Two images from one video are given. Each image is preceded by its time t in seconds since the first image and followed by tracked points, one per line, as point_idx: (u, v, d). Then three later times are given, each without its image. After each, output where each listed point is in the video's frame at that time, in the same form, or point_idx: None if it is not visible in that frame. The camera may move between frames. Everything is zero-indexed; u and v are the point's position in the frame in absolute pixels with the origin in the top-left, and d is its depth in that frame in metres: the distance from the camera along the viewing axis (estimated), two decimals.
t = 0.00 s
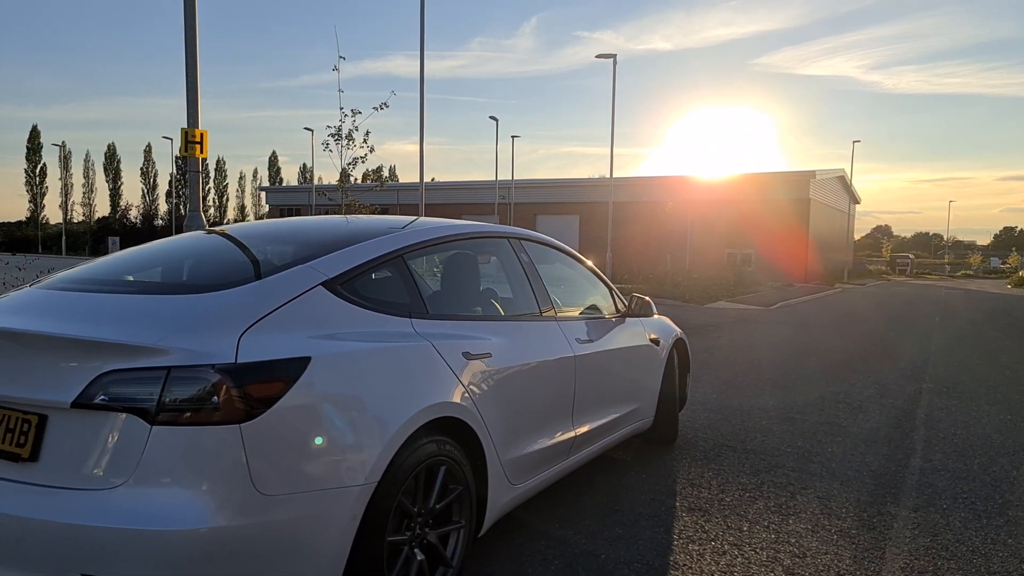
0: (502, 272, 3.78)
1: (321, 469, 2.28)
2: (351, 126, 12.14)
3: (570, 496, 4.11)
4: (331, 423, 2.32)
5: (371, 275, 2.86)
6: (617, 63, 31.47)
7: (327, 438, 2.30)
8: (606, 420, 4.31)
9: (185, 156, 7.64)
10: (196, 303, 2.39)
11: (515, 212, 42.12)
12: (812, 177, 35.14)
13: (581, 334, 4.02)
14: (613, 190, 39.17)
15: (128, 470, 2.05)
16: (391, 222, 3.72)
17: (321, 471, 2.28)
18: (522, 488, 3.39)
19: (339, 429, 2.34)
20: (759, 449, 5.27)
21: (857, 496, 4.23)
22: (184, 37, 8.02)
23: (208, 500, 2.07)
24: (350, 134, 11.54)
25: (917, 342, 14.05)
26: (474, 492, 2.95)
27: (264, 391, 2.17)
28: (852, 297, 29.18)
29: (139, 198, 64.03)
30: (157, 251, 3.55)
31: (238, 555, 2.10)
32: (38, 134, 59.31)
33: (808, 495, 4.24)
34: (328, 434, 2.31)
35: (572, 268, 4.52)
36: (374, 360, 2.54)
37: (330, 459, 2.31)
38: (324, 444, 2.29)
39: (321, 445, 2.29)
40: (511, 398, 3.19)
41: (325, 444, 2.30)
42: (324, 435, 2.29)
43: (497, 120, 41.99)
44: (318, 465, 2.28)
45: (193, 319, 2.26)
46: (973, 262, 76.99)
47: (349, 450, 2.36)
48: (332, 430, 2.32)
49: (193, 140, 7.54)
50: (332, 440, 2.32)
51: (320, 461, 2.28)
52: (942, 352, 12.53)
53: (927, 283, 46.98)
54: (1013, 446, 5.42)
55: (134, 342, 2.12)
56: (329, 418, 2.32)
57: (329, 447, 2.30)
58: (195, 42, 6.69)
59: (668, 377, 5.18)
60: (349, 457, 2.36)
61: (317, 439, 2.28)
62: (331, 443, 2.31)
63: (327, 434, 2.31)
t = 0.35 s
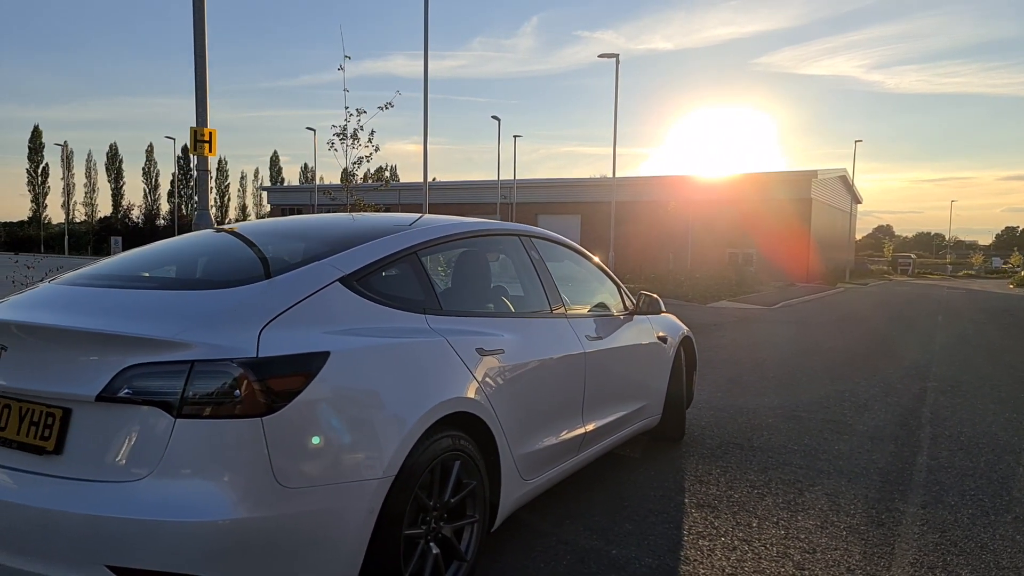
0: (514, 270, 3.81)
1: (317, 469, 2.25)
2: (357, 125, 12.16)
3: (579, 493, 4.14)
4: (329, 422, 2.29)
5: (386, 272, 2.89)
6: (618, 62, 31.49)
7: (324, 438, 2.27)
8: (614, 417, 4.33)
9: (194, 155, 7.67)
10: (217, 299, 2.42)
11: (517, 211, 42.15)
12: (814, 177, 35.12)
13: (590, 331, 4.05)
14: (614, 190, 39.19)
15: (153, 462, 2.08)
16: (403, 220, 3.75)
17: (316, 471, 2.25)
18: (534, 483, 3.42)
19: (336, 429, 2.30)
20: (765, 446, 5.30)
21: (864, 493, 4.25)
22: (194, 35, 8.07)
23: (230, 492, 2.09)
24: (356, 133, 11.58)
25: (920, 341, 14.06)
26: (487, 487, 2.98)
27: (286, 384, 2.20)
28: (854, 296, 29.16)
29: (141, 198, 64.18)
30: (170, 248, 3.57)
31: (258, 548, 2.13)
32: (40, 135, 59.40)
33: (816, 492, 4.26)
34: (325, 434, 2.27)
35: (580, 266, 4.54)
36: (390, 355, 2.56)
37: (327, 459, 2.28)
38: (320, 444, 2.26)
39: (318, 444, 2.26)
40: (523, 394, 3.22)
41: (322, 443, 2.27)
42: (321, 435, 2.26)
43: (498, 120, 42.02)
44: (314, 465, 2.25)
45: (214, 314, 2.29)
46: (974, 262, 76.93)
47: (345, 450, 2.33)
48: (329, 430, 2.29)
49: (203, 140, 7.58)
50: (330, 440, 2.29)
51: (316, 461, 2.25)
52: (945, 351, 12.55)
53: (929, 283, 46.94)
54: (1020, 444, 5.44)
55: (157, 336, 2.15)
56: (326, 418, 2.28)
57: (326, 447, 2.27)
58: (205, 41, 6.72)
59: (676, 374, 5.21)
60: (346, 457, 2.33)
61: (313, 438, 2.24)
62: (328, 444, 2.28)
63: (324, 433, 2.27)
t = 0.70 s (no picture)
0: (525, 268, 3.82)
1: (317, 469, 2.22)
2: (361, 125, 12.17)
3: (590, 491, 4.16)
4: (329, 422, 2.26)
5: (401, 272, 2.91)
6: (620, 60, 31.47)
7: (324, 438, 2.24)
8: (624, 416, 4.35)
9: (202, 155, 7.69)
10: (237, 297, 2.44)
11: (518, 211, 42.16)
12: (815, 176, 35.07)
13: (600, 330, 4.07)
14: (616, 189, 39.21)
15: (176, 458, 2.10)
16: (414, 219, 3.76)
17: (316, 472, 2.22)
18: (546, 481, 3.44)
19: (336, 429, 2.28)
20: (773, 445, 5.31)
21: (873, 492, 4.27)
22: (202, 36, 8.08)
23: (252, 488, 2.11)
24: (360, 133, 11.60)
25: (923, 341, 14.05)
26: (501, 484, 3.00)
27: (307, 381, 2.22)
28: (856, 296, 29.14)
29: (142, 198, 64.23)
30: (184, 248, 3.60)
31: (280, 543, 2.15)
32: (41, 135, 59.43)
33: (824, 490, 4.27)
34: (325, 434, 2.24)
35: (590, 264, 4.55)
36: (407, 353, 2.58)
37: (327, 460, 2.25)
38: (320, 444, 2.23)
39: (318, 444, 2.23)
40: (536, 392, 3.24)
41: (322, 443, 2.24)
42: (321, 435, 2.23)
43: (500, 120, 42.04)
44: (314, 465, 2.22)
45: (235, 312, 2.31)
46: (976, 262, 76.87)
47: (346, 450, 2.30)
48: (329, 430, 2.26)
49: (210, 140, 7.60)
50: (330, 440, 2.26)
51: (317, 461, 2.22)
52: (948, 350, 12.55)
53: (930, 283, 46.92)
54: None
55: (181, 334, 2.17)
56: (326, 418, 2.25)
57: (325, 447, 2.24)
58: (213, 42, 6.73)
59: (684, 373, 5.23)
60: (346, 457, 2.30)
61: (313, 438, 2.22)
62: (327, 443, 2.25)
63: (324, 433, 2.24)
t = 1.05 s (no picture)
0: (538, 268, 3.86)
1: (317, 473, 2.20)
2: (366, 125, 12.21)
3: (600, 489, 4.20)
4: (329, 426, 2.23)
5: (419, 272, 2.95)
6: (622, 59, 31.53)
7: (324, 441, 2.22)
8: (634, 414, 4.39)
9: (212, 155, 7.74)
10: (262, 297, 2.49)
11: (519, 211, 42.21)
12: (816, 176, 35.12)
13: (611, 330, 4.11)
14: (617, 189, 39.27)
15: (205, 454, 2.14)
16: (428, 219, 3.80)
17: (316, 476, 2.20)
18: (560, 479, 3.49)
19: (336, 432, 2.25)
20: (780, 444, 5.35)
21: (882, 490, 4.30)
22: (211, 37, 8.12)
23: (280, 484, 2.15)
24: (365, 133, 11.64)
25: (925, 340, 14.10)
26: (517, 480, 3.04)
27: (332, 379, 2.27)
28: (857, 296, 29.16)
29: (143, 197, 64.30)
30: (202, 248, 3.64)
31: (305, 539, 2.19)
32: (42, 134, 59.49)
33: (832, 488, 4.31)
34: (325, 437, 2.22)
35: (600, 264, 4.59)
36: (427, 352, 2.62)
37: (327, 464, 2.23)
38: (320, 448, 2.21)
39: (318, 447, 2.21)
40: (551, 391, 3.28)
41: (321, 447, 2.21)
42: (321, 439, 2.21)
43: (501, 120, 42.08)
44: (314, 469, 2.20)
45: (260, 311, 2.35)
46: (976, 261, 76.86)
47: (346, 454, 2.27)
48: (329, 434, 2.23)
49: (220, 140, 7.64)
50: (330, 443, 2.23)
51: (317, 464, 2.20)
52: (951, 350, 12.59)
53: (931, 282, 46.94)
54: None
55: (209, 333, 2.21)
56: (326, 422, 2.23)
57: (326, 450, 2.22)
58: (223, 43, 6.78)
59: (692, 372, 5.27)
60: (347, 461, 2.27)
61: (313, 442, 2.19)
62: (327, 448, 2.23)
63: (324, 437, 2.22)
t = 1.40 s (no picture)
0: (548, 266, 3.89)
1: (317, 476, 2.20)
2: (370, 124, 12.24)
3: (608, 485, 4.23)
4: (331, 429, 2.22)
5: (432, 269, 2.98)
6: (623, 57, 31.53)
7: (324, 444, 2.20)
8: (641, 412, 4.42)
9: (219, 154, 7.76)
10: (280, 293, 2.51)
11: (520, 209, 42.25)
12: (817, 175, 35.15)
13: (619, 327, 4.13)
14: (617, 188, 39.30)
15: (225, 448, 2.16)
16: (439, 217, 3.83)
17: (315, 479, 2.19)
18: (570, 475, 3.52)
19: (337, 436, 2.23)
20: (786, 441, 5.38)
21: (888, 486, 4.33)
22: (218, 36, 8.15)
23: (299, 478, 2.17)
24: (369, 131, 11.67)
25: (926, 339, 14.14)
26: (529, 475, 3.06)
27: (352, 376, 2.30)
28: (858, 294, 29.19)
29: (144, 196, 64.34)
30: (215, 246, 3.66)
31: (324, 535, 2.21)
32: (42, 133, 59.49)
33: (839, 485, 4.33)
34: (325, 441, 2.21)
35: (608, 262, 4.62)
36: (442, 348, 2.65)
37: (327, 468, 2.21)
38: (320, 451, 2.20)
39: (318, 451, 2.20)
40: (562, 388, 3.31)
41: (322, 451, 2.20)
42: (322, 442, 2.20)
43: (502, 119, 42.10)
44: (313, 472, 2.19)
45: (279, 308, 2.38)
46: (977, 260, 76.86)
47: (347, 458, 2.25)
48: (330, 437, 2.22)
49: (227, 138, 7.66)
50: (331, 447, 2.22)
51: (316, 468, 2.19)
52: (953, 348, 12.61)
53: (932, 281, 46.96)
54: None
55: (230, 329, 2.24)
56: (328, 425, 2.21)
57: (326, 454, 2.21)
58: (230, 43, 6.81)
59: (699, 369, 5.30)
60: (347, 466, 2.25)
61: (313, 446, 2.19)
62: (328, 452, 2.21)
63: (324, 440, 2.21)
